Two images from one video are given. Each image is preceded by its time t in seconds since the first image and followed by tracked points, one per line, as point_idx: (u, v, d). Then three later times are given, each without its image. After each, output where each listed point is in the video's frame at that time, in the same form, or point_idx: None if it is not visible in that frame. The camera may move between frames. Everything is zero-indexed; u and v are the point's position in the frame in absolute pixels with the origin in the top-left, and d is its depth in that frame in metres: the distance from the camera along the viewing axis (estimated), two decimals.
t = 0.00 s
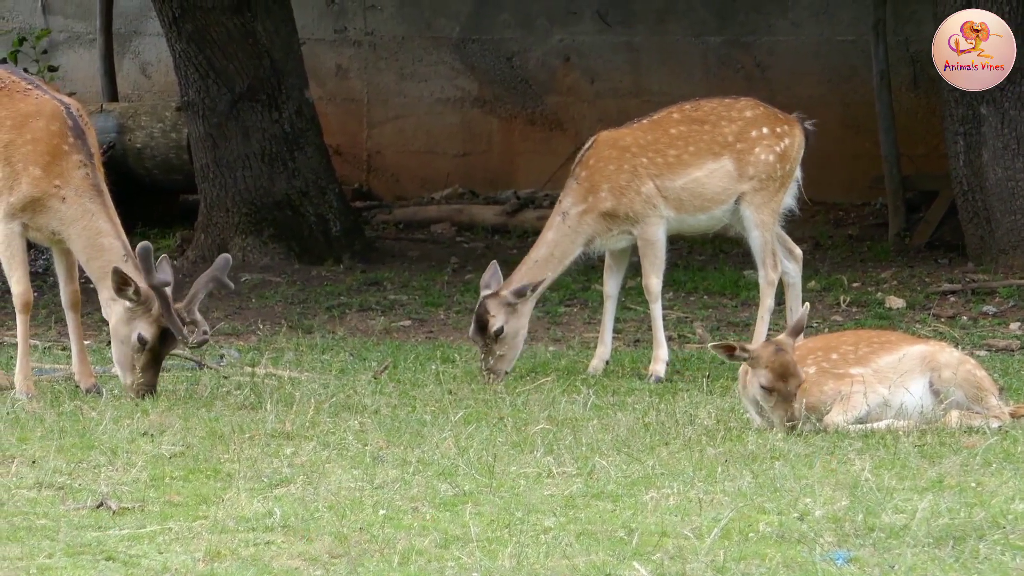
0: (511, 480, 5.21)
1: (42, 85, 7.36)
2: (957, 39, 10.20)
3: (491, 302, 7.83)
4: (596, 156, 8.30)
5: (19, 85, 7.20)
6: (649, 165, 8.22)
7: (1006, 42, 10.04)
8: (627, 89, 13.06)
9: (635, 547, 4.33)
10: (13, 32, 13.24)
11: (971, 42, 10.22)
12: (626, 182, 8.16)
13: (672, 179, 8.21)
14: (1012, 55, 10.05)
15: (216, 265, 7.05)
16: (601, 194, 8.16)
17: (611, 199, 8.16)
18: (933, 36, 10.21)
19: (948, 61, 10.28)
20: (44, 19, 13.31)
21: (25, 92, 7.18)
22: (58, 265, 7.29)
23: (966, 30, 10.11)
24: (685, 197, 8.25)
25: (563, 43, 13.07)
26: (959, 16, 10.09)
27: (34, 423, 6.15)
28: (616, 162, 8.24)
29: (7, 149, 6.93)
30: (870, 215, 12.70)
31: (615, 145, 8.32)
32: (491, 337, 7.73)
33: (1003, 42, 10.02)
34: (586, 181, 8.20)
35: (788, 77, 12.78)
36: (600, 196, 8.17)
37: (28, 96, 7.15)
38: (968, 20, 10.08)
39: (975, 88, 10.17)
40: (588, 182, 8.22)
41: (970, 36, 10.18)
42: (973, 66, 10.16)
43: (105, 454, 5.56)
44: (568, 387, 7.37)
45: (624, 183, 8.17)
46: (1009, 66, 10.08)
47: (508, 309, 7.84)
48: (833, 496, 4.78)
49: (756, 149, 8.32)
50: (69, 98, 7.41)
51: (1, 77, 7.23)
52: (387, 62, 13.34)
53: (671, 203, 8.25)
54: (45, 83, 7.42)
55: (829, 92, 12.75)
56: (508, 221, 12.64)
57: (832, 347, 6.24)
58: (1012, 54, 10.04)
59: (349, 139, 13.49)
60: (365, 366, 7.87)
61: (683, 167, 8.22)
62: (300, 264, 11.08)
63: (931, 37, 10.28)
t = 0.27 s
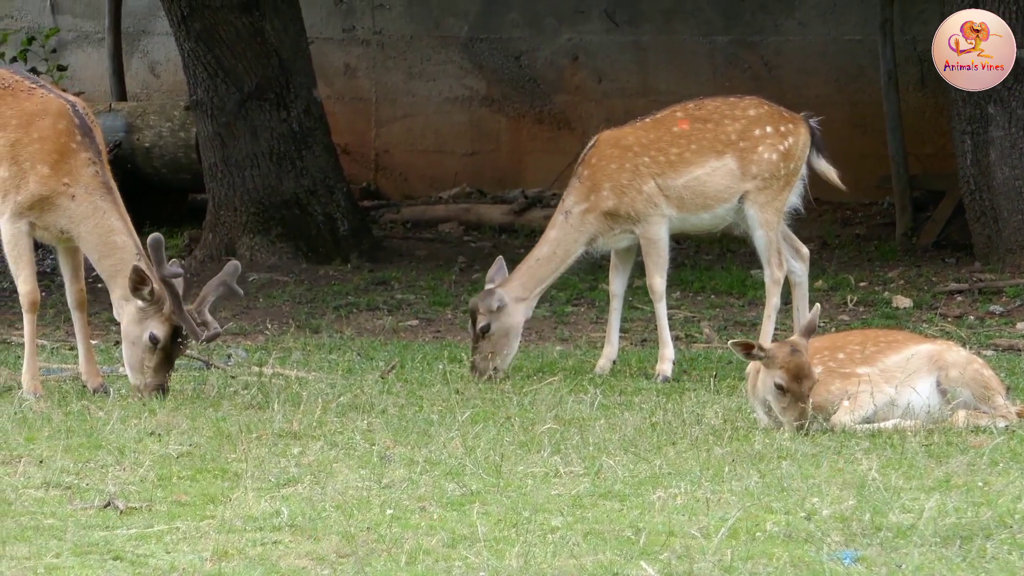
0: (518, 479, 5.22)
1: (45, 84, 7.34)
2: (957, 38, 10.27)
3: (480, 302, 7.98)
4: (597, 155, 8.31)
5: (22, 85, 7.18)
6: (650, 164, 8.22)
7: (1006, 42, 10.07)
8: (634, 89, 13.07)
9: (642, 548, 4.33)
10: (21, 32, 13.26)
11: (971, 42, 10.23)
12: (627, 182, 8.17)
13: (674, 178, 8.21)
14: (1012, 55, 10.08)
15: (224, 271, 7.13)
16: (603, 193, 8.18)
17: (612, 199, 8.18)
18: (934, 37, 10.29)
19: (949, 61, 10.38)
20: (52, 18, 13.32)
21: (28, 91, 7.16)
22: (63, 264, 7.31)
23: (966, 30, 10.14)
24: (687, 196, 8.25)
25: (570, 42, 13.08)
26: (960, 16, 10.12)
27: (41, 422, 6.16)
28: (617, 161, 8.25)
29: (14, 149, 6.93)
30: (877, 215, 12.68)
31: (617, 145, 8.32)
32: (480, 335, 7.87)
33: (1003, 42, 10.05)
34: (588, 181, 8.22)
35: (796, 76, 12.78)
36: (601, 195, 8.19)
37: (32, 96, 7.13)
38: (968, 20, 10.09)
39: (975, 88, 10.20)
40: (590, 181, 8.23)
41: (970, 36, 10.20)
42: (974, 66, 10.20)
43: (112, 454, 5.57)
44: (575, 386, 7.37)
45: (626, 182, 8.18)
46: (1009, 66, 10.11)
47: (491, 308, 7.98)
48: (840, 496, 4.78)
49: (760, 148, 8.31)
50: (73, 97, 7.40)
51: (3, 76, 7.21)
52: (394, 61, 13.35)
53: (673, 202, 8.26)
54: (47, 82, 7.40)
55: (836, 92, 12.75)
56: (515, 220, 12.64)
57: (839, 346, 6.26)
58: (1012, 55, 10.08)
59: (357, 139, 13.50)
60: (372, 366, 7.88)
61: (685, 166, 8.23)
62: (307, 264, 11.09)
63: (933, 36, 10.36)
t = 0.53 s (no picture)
0: (526, 479, 5.23)
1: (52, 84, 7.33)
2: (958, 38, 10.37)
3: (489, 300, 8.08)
4: (599, 155, 8.34)
5: (29, 86, 7.17)
6: (652, 164, 8.23)
7: (1006, 42, 10.08)
8: (641, 89, 13.08)
9: (649, 547, 4.34)
10: (28, 31, 13.30)
11: (972, 42, 10.28)
12: (627, 182, 8.20)
13: (676, 178, 8.22)
14: (1012, 54, 10.10)
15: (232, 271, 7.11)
16: (604, 193, 8.22)
17: (613, 199, 8.21)
18: (935, 36, 10.45)
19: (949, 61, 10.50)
20: (59, 18, 13.35)
21: (35, 92, 7.16)
22: (70, 266, 7.33)
23: (966, 30, 10.21)
24: (690, 196, 8.26)
25: (577, 42, 13.09)
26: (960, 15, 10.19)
27: (49, 422, 6.18)
28: (618, 161, 8.28)
29: (22, 150, 6.94)
30: (886, 214, 12.65)
31: (618, 145, 8.34)
32: (486, 337, 7.93)
33: (1003, 42, 10.07)
34: (589, 181, 8.27)
35: (803, 76, 12.78)
36: (602, 195, 8.23)
37: (39, 97, 7.13)
38: (968, 20, 10.16)
39: (975, 88, 10.26)
40: (591, 181, 8.28)
41: (971, 36, 10.25)
42: (974, 66, 10.26)
43: (120, 454, 5.59)
44: (583, 386, 7.37)
45: (626, 182, 8.20)
46: (1009, 66, 10.13)
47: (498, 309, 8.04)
48: (848, 496, 4.78)
49: (763, 148, 8.29)
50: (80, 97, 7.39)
51: (10, 77, 7.19)
52: (401, 61, 13.37)
53: (676, 202, 8.26)
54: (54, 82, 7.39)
55: (843, 92, 12.74)
56: (522, 220, 12.64)
57: (846, 346, 6.25)
58: (1012, 55, 10.09)
59: (363, 139, 13.51)
60: (380, 366, 7.88)
61: (687, 166, 8.23)
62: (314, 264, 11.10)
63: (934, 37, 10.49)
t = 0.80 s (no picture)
0: (537, 479, 5.24)
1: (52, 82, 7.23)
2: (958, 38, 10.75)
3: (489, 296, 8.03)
4: (608, 155, 8.34)
5: (30, 85, 7.07)
6: (661, 164, 8.23)
7: (1007, 42, 10.17)
8: (652, 89, 13.08)
9: (660, 547, 4.34)
10: (39, 32, 13.33)
11: (972, 43, 10.54)
12: (637, 182, 8.20)
13: (685, 178, 8.22)
14: (1012, 55, 10.17)
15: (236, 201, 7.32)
16: (613, 193, 8.22)
17: (623, 199, 8.21)
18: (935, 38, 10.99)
19: (949, 61, 10.99)
20: (70, 18, 13.38)
21: (35, 90, 7.06)
22: (78, 266, 7.25)
23: (967, 30, 10.47)
24: (700, 195, 8.25)
25: (588, 42, 13.09)
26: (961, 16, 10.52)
27: (61, 422, 6.19)
28: (628, 161, 8.27)
29: (27, 148, 6.85)
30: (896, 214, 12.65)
31: (627, 145, 8.34)
32: (490, 334, 7.93)
33: (1003, 42, 10.17)
34: (598, 181, 8.27)
35: (814, 75, 12.77)
36: (612, 195, 8.23)
37: (40, 94, 7.03)
38: (969, 21, 10.40)
39: (977, 88, 10.45)
40: (601, 181, 8.28)
41: (971, 36, 10.52)
42: (975, 66, 10.53)
43: (131, 454, 5.61)
44: (593, 386, 7.38)
45: (636, 182, 8.20)
46: (1010, 66, 10.21)
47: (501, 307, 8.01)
48: (858, 495, 4.78)
49: (772, 148, 8.28)
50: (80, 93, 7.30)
51: (10, 76, 7.09)
52: (412, 61, 13.37)
53: (686, 201, 8.26)
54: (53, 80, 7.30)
55: (853, 92, 12.73)
56: (533, 220, 12.64)
57: (856, 345, 6.24)
58: (1013, 55, 10.17)
59: (374, 138, 13.53)
60: (391, 366, 7.89)
61: (696, 166, 8.22)
62: (325, 264, 11.12)
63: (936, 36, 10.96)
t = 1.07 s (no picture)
0: (550, 478, 5.25)
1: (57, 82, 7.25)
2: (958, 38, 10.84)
3: (510, 298, 8.01)
4: (619, 155, 8.35)
5: (36, 85, 7.09)
6: (672, 164, 8.23)
7: (1007, 43, 10.21)
8: (664, 88, 13.08)
9: (673, 547, 4.35)
10: (51, 31, 13.34)
11: (971, 43, 10.65)
12: (648, 182, 8.20)
13: (697, 178, 8.21)
14: (1012, 55, 10.21)
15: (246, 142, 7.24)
16: (624, 194, 8.23)
17: (634, 199, 8.22)
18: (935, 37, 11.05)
19: (948, 61, 11.07)
20: (82, 18, 13.40)
21: (41, 91, 7.08)
22: (93, 264, 7.25)
23: (967, 30, 10.63)
24: (711, 195, 8.25)
25: (600, 41, 13.09)
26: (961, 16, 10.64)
27: (74, 422, 6.22)
28: (639, 161, 8.28)
29: (36, 147, 6.87)
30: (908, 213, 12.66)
31: (638, 145, 8.34)
32: (518, 335, 7.89)
33: (1003, 42, 10.21)
34: (609, 181, 8.27)
35: (826, 74, 12.76)
36: (623, 195, 8.24)
37: (46, 94, 7.05)
38: (968, 20, 10.59)
39: (975, 87, 10.64)
40: (612, 181, 8.29)
41: (971, 36, 10.63)
42: (974, 66, 10.67)
43: (144, 454, 5.63)
44: (606, 385, 7.39)
45: (647, 182, 8.21)
46: (1009, 65, 10.26)
47: (524, 306, 8.00)
48: (872, 495, 4.78)
49: (784, 147, 8.28)
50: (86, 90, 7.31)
51: (16, 79, 7.11)
52: (424, 61, 13.38)
53: (698, 200, 8.25)
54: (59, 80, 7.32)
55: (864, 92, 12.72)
56: (546, 220, 12.65)
57: (868, 345, 6.26)
58: (1012, 55, 10.20)
59: (387, 138, 13.54)
60: (404, 365, 7.91)
61: (708, 166, 8.22)
62: (338, 264, 11.15)
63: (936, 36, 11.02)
